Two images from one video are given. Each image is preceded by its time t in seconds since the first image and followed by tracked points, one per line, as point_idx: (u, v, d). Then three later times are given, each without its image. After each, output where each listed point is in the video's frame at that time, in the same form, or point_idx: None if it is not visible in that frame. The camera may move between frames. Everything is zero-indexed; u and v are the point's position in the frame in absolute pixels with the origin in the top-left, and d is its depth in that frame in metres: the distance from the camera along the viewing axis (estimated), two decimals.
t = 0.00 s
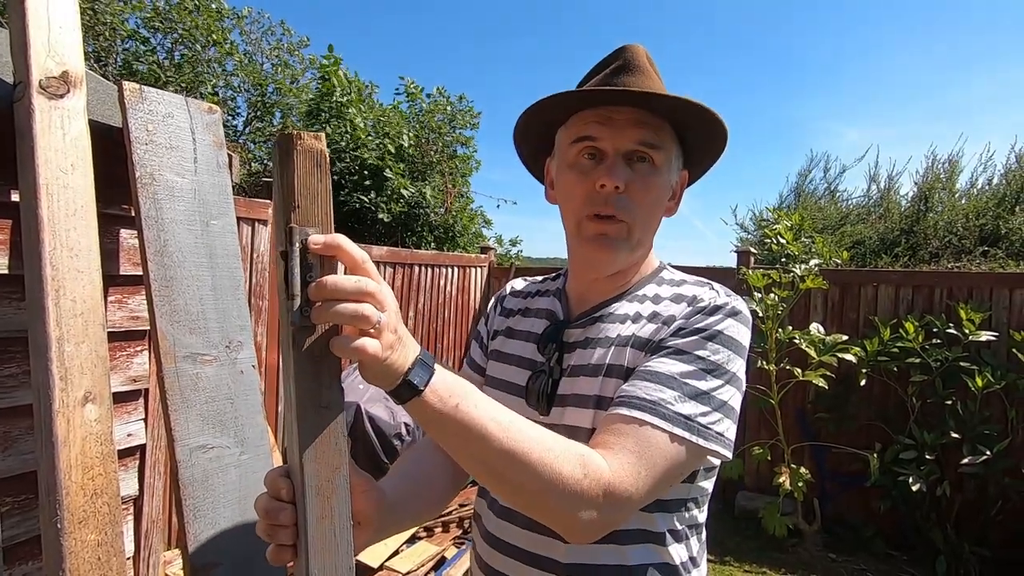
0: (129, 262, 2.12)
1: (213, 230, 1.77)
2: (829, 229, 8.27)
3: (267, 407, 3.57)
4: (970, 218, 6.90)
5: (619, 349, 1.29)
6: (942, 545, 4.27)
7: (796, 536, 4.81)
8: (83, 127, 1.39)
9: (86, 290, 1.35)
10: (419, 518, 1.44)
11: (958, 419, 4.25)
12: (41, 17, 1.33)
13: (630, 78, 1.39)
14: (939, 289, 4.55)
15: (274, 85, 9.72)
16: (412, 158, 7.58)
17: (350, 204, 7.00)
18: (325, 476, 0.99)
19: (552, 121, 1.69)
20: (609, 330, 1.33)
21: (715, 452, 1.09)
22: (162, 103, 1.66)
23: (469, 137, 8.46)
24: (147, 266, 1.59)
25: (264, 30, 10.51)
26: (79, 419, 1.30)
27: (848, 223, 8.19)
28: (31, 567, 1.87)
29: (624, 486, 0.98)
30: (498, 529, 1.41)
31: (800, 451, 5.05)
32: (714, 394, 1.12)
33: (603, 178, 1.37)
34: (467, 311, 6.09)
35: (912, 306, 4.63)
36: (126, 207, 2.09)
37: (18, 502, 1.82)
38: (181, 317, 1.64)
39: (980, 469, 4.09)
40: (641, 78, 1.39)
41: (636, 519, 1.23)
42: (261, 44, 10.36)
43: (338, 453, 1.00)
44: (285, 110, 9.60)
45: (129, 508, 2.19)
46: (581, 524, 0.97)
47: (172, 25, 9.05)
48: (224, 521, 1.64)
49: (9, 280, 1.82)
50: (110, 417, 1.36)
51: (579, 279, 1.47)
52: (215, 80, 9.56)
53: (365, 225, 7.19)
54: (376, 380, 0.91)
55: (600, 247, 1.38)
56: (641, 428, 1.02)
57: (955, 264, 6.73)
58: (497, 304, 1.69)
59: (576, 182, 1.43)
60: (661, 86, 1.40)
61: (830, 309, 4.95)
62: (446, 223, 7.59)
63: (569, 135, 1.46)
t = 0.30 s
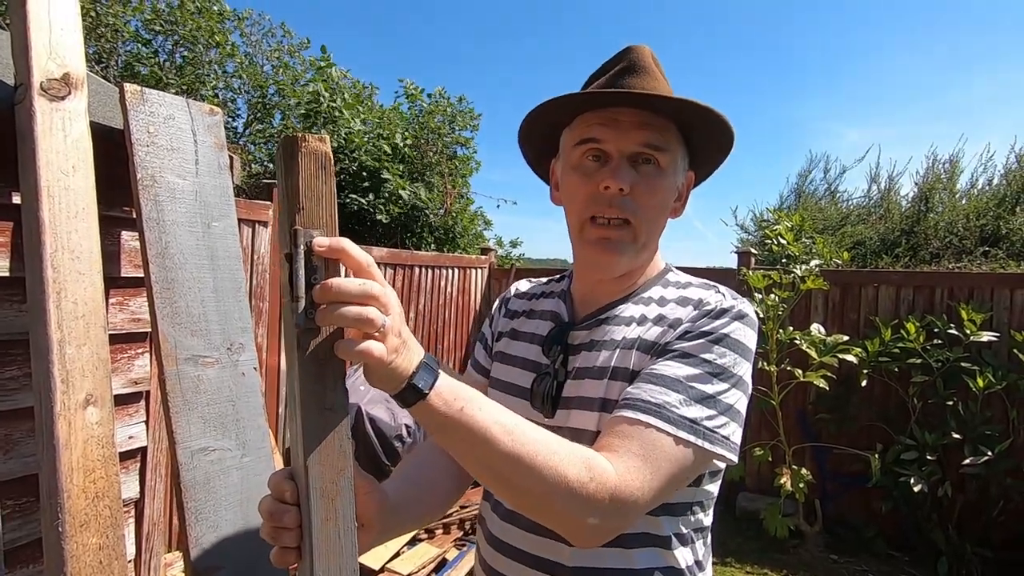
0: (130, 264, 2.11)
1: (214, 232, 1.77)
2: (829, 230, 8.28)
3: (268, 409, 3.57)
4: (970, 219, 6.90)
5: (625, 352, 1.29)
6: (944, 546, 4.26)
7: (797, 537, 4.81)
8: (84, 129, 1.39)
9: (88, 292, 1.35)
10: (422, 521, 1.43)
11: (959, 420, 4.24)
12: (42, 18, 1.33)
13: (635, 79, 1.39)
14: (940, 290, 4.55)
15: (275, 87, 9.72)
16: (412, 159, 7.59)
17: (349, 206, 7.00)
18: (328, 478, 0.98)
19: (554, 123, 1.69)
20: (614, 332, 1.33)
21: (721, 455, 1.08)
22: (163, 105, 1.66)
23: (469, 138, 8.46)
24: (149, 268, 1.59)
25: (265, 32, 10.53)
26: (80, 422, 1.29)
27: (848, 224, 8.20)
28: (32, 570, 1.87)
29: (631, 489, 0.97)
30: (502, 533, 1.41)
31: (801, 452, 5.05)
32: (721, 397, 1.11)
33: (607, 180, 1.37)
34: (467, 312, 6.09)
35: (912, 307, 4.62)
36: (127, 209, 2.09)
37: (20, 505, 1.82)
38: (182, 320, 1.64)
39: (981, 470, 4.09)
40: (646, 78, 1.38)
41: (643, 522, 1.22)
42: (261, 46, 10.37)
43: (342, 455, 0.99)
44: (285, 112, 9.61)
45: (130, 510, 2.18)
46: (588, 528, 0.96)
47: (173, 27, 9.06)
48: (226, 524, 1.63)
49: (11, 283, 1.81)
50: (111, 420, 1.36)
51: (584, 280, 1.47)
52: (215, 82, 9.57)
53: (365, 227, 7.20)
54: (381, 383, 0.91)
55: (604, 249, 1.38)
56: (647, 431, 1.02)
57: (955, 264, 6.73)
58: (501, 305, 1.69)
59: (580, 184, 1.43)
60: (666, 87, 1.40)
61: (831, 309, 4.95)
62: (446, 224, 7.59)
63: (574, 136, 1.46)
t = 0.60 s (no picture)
0: (132, 266, 2.11)
1: (216, 233, 1.76)
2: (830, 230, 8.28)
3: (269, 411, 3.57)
4: (971, 219, 6.89)
5: (634, 360, 1.30)
6: (946, 547, 4.25)
7: (799, 538, 4.80)
8: (86, 130, 1.39)
9: (89, 294, 1.35)
10: (415, 519, 1.43)
11: (961, 420, 4.23)
12: (43, 19, 1.33)
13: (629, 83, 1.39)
14: (941, 290, 4.54)
15: (276, 88, 9.74)
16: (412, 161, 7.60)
17: (350, 207, 7.01)
18: (310, 472, 0.98)
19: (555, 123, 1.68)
20: (623, 338, 1.34)
21: (739, 467, 1.09)
22: (164, 107, 1.66)
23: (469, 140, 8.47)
24: (151, 270, 1.59)
25: (266, 34, 10.55)
26: (81, 424, 1.29)
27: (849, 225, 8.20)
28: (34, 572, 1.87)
29: (675, 516, 0.94)
30: (505, 536, 1.41)
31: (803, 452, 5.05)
32: (739, 408, 1.12)
33: (579, 182, 1.39)
34: (469, 313, 6.09)
35: (914, 307, 4.62)
36: (129, 211, 2.09)
37: (22, 506, 1.82)
38: (183, 321, 1.63)
39: (983, 471, 4.08)
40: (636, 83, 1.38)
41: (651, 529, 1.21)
42: (263, 47, 10.40)
43: (323, 450, 0.99)
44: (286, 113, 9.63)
45: (132, 512, 2.18)
46: (630, 557, 0.91)
47: (175, 29, 9.09)
48: (228, 526, 1.63)
49: (12, 284, 1.81)
50: (113, 421, 1.35)
51: (584, 283, 1.47)
52: (217, 84, 9.59)
53: (366, 228, 7.21)
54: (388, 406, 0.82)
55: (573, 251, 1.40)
56: (678, 443, 1.01)
57: (956, 265, 6.72)
58: (505, 304, 1.69)
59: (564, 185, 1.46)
60: (660, 98, 1.36)
61: (832, 310, 4.95)
62: (446, 225, 7.59)
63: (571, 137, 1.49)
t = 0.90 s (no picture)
0: (130, 267, 2.11)
1: (214, 235, 1.76)
2: (831, 230, 8.28)
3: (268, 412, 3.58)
4: (972, 218, 6.88)
5: (638, 362, 1.30)
6: (947, 547, 4.24)
7: (800, 538, 4.79)
8: (84, 131, 1.39)
9: (87, 295, 1.35)
10: (418, 518, 1.43)
11: (962, 420, 4.23)
12: (41, 21, 1.33)
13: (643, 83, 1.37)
14: (942, 289, 4.53)
15: (276, 89, 9.73)
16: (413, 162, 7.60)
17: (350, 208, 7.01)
18: (314, 472, 0.98)
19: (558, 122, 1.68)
20: (627, 338, 1.34)
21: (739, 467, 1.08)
22: (162, 108, 1.65)
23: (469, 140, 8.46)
24: (148, 271, 1.58)
25: (267, 35, 10.56)
26: (80, 425, 1.29)
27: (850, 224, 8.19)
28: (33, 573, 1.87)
29: (675, 503, 0.93)
30: (507, 537, 1.41)
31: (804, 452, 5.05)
32: (743, 407, 1.12)
33: (592, 185, 1.37)
34: (470, 313, 6.09)
35: (915, 307, 4.61)
36: (127, 212, 2.09)
37: (20, 508, 1.82)
38: (182, 322, 1.64)
39: (984, 471, 4.07)
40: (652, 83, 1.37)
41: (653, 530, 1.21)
42: (263, 49, 10.41)
43: (326, 449, 0.99)
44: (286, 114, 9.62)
45: (130, 513, 2.18)
46: (627, 544, 0.89)
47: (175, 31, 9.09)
48: (227, 526, 1.62)
49: (11, 286, 1.81)
50: (111, 422, 1.36)
51: (590, 286, 1.48)
52: (218, 85, 9.60)
53: (366, 229, 7.22)
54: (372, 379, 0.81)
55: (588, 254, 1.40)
56: (681, 436, 1.01)
57: (957, 264, 6.71)
58: (508, 303, 1.69)
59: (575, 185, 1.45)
60: (674, 96, 1.36)
61: (833, 309, 4.94)
62: (446, 226, 7.59)
63: (580, 135, 1.47)
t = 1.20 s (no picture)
0: (126, 266, 2.10)
1: (210, 233, 1.75)
2: (834, 227, 8.24)
3: (269, 412, 3.57)
4: (976, 214, 6.84)
5: (643, 361, 1.28)
6: (952, 544, 4.22)
7: (804, 536, 4.77)
8: (77, 130, 1.38)
9: (80, 294, 1.33)
10: (421, 520, 1.41)
11: (967, 417, 4.20)
12: (32, 19, 1.31)
13: (653, 66, 1.39)
14: (946, 286, 4.51)
15: (277, 89, 9.72)
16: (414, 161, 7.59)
17: (351, 208, 7.01)
18: (315, 474, 0.97)
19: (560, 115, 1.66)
20: (631, 337, 1.32)
21: (748, 466, 1.06)
22: (156, 106, 1.64)
23: (471, 139, 8.45)
24: (143, 270, 1.57)
25: (268, 35, 10.56)
26: (73, 426, 1.28)
27: (853, 221, 8.15)
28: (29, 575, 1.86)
29: (684, 509, 0.91)
30: (511, 540, 1.39)
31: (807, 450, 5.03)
32: (750, 407, 1.10)
33: (618, 171, 1.35)
34: (471, 312, 6.09)
35: (918, 304, 4.59)
36: (123, 211, 2.07)
37: (16, 509, 1.81)
38: (177, 322, 1.62)
39: (989, 468, 4.03)
40: (662, 66, 1.39)
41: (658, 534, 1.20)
42: (264, 48, 10.40)
43: (327, 451, 0.98)
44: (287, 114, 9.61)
45: (128, 514, 2.17)
46: (637, 551, 0.87)
47: (175, 32, 9.08)
48: (223, 527, 1.61)
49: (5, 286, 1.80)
50: (105, 423, 1.34)
51: (593, 283, 1.46)
52: (218, 85, 9.60)
53: (367, 228, 7.22)
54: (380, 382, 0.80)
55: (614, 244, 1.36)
56: (688, 439, 0.99)
57: (961, 260, 6.67)
58: (508, 303, 1.68)
59: (590, 177, 1.42)
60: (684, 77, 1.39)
61: (836, 306, 4.92)
62: (448, 225, 7.58)
63: (587, 126, 1.45)
